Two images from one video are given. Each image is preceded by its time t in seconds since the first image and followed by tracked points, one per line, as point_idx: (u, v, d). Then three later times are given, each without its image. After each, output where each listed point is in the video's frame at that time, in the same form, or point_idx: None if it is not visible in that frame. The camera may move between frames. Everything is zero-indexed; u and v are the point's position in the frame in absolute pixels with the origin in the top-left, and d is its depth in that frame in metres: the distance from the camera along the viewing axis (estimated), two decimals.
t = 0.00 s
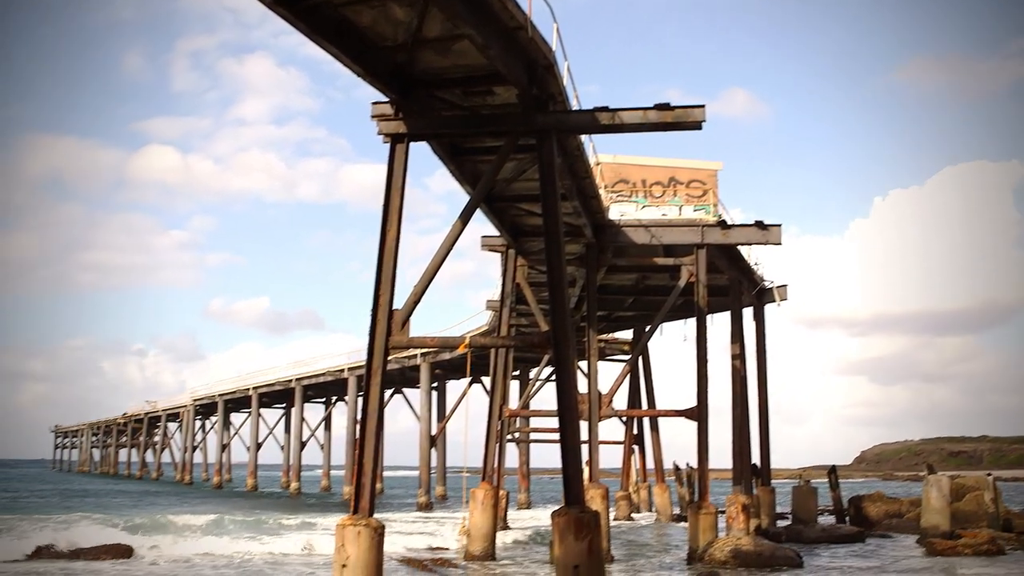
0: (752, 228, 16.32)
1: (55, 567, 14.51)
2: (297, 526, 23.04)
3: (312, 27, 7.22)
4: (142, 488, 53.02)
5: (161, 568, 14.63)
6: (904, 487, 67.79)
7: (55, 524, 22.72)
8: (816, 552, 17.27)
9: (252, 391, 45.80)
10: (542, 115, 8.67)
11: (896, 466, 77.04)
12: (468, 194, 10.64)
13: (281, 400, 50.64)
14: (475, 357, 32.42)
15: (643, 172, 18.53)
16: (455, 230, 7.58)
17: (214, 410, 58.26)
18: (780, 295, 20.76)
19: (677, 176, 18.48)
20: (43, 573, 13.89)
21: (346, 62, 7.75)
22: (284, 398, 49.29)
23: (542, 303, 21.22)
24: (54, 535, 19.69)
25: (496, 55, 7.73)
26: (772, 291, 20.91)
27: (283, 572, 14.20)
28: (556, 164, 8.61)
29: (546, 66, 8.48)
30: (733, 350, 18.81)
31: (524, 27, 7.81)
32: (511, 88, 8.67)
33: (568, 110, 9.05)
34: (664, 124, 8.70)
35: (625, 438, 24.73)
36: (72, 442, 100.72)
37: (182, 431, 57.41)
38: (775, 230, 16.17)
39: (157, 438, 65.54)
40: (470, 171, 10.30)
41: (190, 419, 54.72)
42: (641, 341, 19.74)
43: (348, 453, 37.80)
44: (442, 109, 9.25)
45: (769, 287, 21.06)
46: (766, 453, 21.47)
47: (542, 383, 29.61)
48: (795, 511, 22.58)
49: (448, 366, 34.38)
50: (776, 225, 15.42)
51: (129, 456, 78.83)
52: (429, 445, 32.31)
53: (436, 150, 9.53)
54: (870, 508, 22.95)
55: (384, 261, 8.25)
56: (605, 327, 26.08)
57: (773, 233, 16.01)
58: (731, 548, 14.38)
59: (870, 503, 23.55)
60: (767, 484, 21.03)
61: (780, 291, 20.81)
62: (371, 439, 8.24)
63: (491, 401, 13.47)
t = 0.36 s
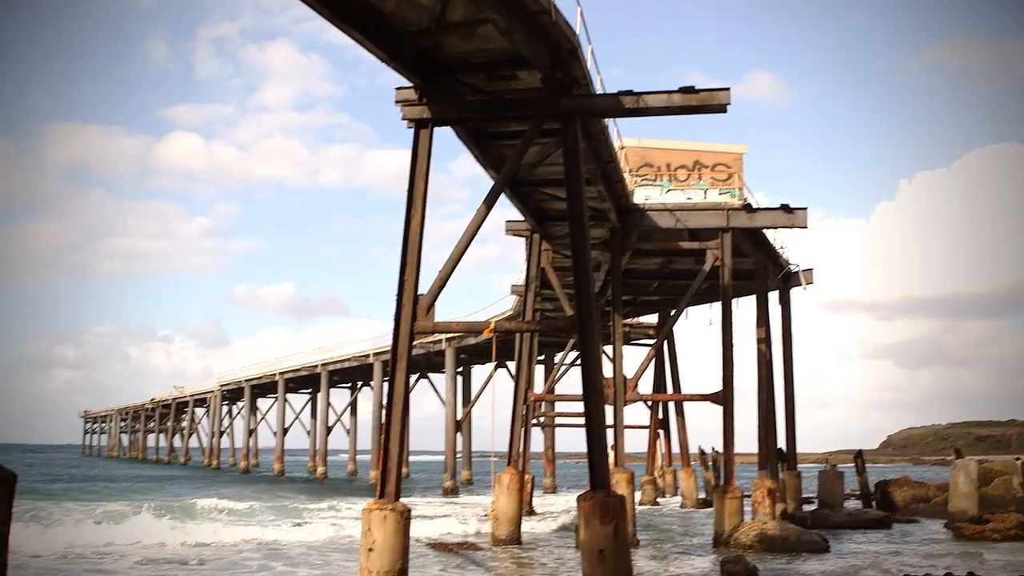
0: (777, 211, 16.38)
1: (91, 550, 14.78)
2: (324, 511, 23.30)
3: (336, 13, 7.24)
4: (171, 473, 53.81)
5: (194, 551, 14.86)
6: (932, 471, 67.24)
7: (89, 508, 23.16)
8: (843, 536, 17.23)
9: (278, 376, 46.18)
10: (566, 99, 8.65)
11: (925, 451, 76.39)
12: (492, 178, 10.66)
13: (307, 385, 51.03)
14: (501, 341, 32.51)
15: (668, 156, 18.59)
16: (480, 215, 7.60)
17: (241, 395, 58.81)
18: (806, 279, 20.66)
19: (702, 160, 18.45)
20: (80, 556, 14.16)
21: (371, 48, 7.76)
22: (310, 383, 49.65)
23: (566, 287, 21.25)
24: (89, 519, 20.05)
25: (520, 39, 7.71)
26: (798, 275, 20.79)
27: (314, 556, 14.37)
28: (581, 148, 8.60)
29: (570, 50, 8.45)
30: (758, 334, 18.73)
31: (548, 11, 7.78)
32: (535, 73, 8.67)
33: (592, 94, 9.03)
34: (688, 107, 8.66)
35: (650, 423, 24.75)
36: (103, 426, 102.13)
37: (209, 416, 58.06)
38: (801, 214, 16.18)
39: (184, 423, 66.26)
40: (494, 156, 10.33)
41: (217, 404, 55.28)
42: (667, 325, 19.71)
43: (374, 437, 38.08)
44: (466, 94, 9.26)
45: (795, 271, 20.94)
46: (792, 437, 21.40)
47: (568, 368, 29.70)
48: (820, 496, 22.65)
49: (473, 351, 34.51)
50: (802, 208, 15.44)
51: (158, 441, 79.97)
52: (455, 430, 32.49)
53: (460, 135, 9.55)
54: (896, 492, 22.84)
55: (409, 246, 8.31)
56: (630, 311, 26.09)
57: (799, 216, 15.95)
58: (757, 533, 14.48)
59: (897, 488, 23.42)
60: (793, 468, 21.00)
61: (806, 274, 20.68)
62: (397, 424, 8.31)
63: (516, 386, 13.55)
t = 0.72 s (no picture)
0: (802, 195, 16.36)
1: (122, 536, 15.00)
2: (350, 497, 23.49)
3: None
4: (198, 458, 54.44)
5: (223, 537, 15.05)
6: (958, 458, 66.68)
7: (119, 494, 23.53)
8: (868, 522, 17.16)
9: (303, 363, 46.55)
10: (589, 84, 8.67)
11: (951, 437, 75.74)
12: (515, 164, 10.71)
13: (331, 372, 51.40)
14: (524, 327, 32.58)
15: (691, 140, 18.44)
16: (502, 202, 7.61)
17: (266, 381, 59.34)
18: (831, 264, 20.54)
19: (725, 145, 18.24)
20: (113, 541, 14.38)
21: (393, 35, 7.78)
22: (335, 369, 50.00)
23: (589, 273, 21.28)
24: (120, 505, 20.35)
25: (542, 24, 7.69)
26: (823, 260, 20.67)
27: (341, 541, 14.50)
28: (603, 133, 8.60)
29: (592, 35, 8.41)
30: (783, 318, 18.65)
31: None
32: (557, 58, 8.67)
33: (615, 78, 9.02)
34: (712, 92, 8.62)
35: (674, 408, 24.77)
36: (131, 412, 103.49)
37: (235, 402, 58.66)
38: (825, 199, 16.20)
39: (210, 409, 66.95)
40: (517, 142, 10.37)
41: (243, 391, 55.83)
42: (691, 311, 19.69)
43: (398, 423, 38.36)
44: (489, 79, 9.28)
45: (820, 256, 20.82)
46: (816, 423, 21.33)
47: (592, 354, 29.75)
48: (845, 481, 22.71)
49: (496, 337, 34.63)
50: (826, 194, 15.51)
51: (184, 427, 80.91)
52: (478, 416, 32.65)
53: (483, 120, 9.57)
54: (922, 478, 22.71)
55: (432, 231, 8.38)
56: (653, 297, 26.08)
57: (823, 201, 16.27)
58: (781, 519, 14.48)
59: (923, 474, 23.29)
60: (818, 454, 20.98)
61: (832, 259, 20.55)
62: (421, 409, 8.37)
63: (540, 372, 13.65)
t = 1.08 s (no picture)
0: (825, 181, 16.46)
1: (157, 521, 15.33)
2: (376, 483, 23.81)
3: None
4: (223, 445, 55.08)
5: (255, 522, 15.34)
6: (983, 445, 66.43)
7: (152, 480, 23.97)
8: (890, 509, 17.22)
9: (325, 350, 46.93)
10: (611, 71, 8.80)
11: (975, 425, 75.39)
12: (537, 151, 10.83)
13: (353, 359, 51.76)
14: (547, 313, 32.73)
15: (712, 126, 18.56)
16: (523, 189, 7.67)
17: (289, 369, 59.83)
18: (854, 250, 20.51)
19: (748, 130, 18.45)
20: (148, 527, 14.70)
21: (415, 22, 7.86)
22: (358, 356, 50.36)
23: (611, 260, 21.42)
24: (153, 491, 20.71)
25: (564, 11, 7.74)
26: (846, 246, 20.66)
27: (371, 526, 14.75)
28: (625, 120, 8.79)
29: (613, 21, 8.46)
30: (806, 305, 18.68)
31: None
32: (579, 44, 8.77)
33: (636, 64, 9.11)
34: (735, 77, 8.80)
35: (696, 394, 24.89)
36: (155, 400, 104.71)
37: (258, 389, 59.23)
38: (849, 183, 16.41)
39: (234, 396, 67.55)
40: (539, 128, 10.49)
41: (266, 378, 56.35)
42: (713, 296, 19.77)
43: (421, 410, 38.66)
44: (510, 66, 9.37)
45: (843, 242, 20.79)
46: (839, 409, 21.37)
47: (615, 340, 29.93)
48: (868, 469, 22.95)
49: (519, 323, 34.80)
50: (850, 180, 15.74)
51: (209, 414, 81.73)
52: (501, 402, 32.87)
53: (505, 107, 9.71)
54: (945, 465, 22.69)
55: (455, 218, 8.51)
56: (675, 283, 26.20)
57: (847, 185, 16.31)
58: (804, 506, 14.66)
59: (946, 461, 23.25)
60: (841, 441, 21.09)
61: (854, 245, 20.52)
62: (443, 394, 8.49)
63: (562, 359, 13.89)
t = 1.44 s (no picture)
0: (848, 166, 16.34)
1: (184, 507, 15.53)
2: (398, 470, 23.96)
3: None
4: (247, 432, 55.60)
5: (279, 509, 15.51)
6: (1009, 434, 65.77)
7: (178, 468, 24.26)
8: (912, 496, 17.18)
9: (348, 338, 47.24)
10: (633, 57, 8.79)
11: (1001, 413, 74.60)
12: (558, 138, 10.83)
13: (376, 346, 52.05)
14: (568, 300, 32.73)
15: (735, 112, 18.49)
16: (545, 176, 7.67)
17: (312, 356, 60.27)
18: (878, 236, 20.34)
19: (770, 116, 18.29)
20: (174, 514, 14.90)
21: (436, 8, 7.84)
22: (380, 344, 50.66)
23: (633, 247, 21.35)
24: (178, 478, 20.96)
25: None
26: (870, 232, 20.49)
27: (392, 513, 14.87)
28: (647, 106, 8.78)
29: (635, 8, 8.44)
30: (829, 291, 18.55)
31: None
32: (600, 30, 8.76)
33: (657, 50, 9.10)
34: (757, 62, 8.83)
35: (719, 381, 24.82)
36: (179, 387, 105.81)
37: (282, 376, 59.73)
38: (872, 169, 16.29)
39: (258, 384, 68.18)
40: (560, 115, 10.48)
41: (289, 365, 56.82)
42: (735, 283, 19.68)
43: (444, 397, 38.85)
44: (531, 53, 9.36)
45: (867, 229, 20.62)
46: (863, 396, 21.25)
47: (637, 327, 29.89)
48: (892, 455, 22.82)
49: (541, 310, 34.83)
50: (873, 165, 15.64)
51: (233, 401, 82.44)
52: (523, 389, 32.95)
53: (526, 94, 9.72)
54: (970, 452, 22.52)
55: (476, 206, 8.53)
56: (697, 270, 26.09)
57: (870, 170, 16.14)
58: (826, 493, 14.66)
59: (971, 448, 23.06)
60: (864, 427, 20.99)
61: (878, 231, 20.36)
62: (465, 381, 8.55)
63: (584, 346, 13.91)
